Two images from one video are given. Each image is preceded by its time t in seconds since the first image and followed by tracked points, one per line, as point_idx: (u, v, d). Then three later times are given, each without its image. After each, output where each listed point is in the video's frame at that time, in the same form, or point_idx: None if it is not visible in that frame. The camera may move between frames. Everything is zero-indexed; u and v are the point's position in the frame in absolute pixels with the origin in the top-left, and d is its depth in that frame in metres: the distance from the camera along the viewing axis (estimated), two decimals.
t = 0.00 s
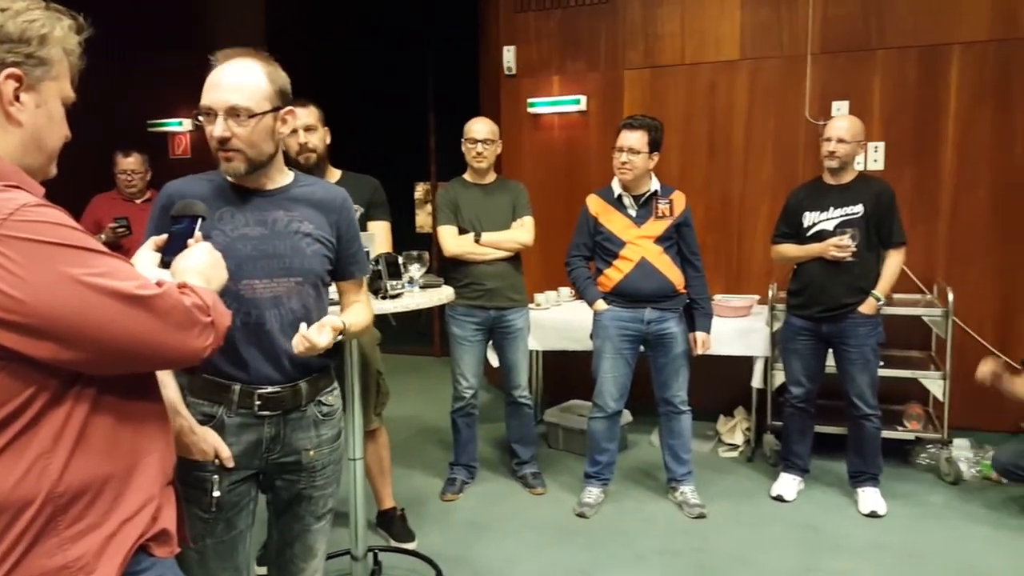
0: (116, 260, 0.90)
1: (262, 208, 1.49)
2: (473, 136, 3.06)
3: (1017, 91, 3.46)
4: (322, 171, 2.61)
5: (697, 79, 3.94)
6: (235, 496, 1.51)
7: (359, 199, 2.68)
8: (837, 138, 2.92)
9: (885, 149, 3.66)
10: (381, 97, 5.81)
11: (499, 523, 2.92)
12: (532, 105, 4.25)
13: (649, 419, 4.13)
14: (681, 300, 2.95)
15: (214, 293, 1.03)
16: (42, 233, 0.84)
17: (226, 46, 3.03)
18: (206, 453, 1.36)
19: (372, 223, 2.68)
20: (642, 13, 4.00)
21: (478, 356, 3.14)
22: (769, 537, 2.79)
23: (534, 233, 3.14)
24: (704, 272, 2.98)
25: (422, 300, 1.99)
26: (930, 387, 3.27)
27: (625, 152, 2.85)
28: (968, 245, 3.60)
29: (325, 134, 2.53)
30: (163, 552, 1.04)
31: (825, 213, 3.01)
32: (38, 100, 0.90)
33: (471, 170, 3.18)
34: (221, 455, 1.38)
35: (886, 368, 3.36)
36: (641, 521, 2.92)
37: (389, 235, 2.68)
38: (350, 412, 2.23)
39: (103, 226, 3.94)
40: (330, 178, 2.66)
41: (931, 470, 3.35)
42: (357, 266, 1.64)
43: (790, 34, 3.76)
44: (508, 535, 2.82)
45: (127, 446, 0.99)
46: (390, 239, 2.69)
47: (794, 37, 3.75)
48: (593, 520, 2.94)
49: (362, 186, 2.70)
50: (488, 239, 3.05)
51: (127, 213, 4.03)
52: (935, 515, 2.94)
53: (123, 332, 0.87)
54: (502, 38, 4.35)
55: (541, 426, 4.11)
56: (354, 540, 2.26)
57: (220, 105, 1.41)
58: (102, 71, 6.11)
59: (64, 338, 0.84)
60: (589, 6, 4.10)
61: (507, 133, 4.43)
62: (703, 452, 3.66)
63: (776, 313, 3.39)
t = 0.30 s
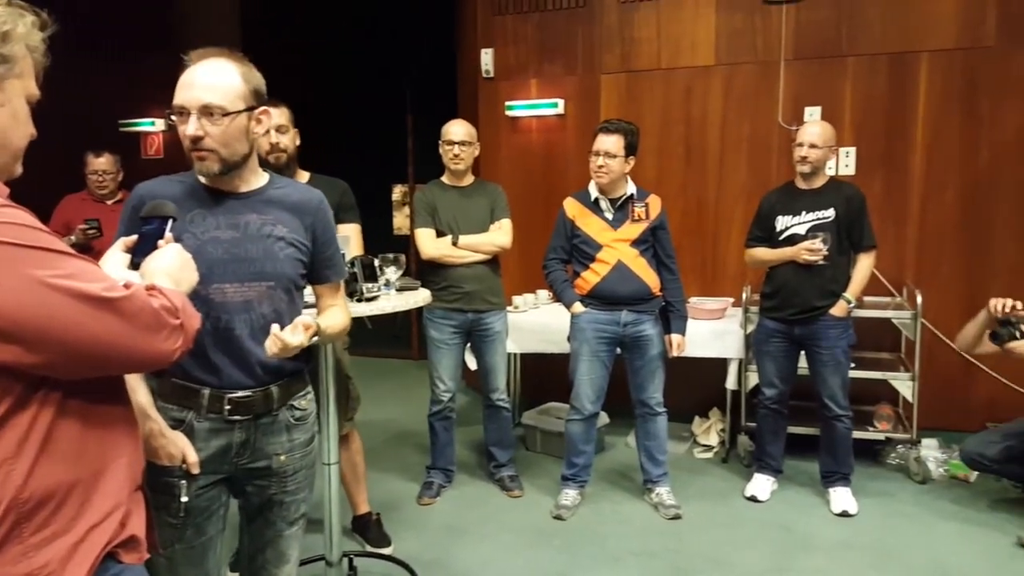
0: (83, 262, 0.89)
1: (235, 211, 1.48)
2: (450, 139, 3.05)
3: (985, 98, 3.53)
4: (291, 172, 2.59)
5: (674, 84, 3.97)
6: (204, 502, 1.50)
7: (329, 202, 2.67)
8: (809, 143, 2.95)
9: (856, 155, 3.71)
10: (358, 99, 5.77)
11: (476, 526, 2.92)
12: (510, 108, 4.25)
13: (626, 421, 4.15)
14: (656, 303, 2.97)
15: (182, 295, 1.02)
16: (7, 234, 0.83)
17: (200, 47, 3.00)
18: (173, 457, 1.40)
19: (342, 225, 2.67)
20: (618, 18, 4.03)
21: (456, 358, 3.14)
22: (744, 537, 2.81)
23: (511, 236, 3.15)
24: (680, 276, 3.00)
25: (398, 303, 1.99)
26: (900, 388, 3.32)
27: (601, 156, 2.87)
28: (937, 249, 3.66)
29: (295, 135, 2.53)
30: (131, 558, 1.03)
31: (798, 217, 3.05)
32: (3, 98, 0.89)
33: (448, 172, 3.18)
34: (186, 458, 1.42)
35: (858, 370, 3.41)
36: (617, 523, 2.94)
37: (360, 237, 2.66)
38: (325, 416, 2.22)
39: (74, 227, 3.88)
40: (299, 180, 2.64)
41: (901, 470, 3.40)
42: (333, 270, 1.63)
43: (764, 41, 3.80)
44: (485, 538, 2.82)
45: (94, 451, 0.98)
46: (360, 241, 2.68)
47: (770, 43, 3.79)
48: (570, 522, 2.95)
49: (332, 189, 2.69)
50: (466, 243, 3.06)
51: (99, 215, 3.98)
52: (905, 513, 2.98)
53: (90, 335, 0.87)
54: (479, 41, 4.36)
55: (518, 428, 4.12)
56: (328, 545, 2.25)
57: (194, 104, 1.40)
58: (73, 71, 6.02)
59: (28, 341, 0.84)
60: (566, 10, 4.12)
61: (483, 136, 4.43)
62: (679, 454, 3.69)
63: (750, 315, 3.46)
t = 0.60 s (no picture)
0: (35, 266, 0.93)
1: (189, 213, 1.46)
2: (417, 141, 3.03)
3: (941, 105, 3.62)
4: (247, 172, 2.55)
5: (640, 88, 4.00)
6: (156, 509, 1.48)
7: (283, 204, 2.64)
8: (770, 149, 3.00)
9: (817, 160, 3.79)
10: (324, 99, 5.71)
11: (441, 529, 2.91)
12: (477, 110, 4.24)
13: (592, 423, 4.18)
14: (621, 305, 2.99)
15: (135, 296, 1.05)
16: None
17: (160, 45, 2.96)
18: (124, 464, 1.36)
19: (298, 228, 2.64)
20: (585, 21, 4.06)
21: (422, 362, 3.13)
22: (706, 536, 2.85)
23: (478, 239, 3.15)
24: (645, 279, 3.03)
25: (361, 306, 1.98)
26: (858, 388, 3.39)
27: (568, 159, 2.88)
28: (895, 252, 3.74)
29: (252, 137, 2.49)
30: (82, 567, 1.04)
31: (759, 221, 3.10)
32: None
33: (415, 174, 3.17)
34: (137, 466, 1.38)
35: (818, 371, 3.48)
36: (582, 524, 2.95)
37: (316, 239, 2.62)
38: (288, 421, 2.20)
39: (28, 229, 3.79)
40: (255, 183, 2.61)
41: (859, 468, 3.47)
42: (293, 273, 1.60)
43: (728, 46, 3.86)
44: (451, 541, 2.81)
45: (43, 458, 0.99)
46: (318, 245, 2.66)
47: (734, 50, 3.85)
48: (535, 523, 2.96)
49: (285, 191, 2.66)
50: (432, 245, 3.05)
51: (55, 216, 3.89)
52: (862, 510, 3.05)
53: (38, 337, 0.90)
54: (447, 42, 4.35)
55: (485, 431, 4.11)
56: (290, 551, 2.23)
57: (149, 100, 1.38)
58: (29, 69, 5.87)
59: None
60: (534, 13, 4.14)
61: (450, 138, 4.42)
62: (644, 455, 3.72)
63: (713, 318, 3.54)
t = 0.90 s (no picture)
0: None
1: (142, 213, 1.43)
2: (383, 139, 3.00)
3: (898, 107, 3.69)
4: (213, 171, 2.50)
5: (606, 89, 4.03)
6: (115, 515, 1.46)
7: (250, 203, 2.59)
8: (734, 150, 3.04)
9: (779, 161, 3.85)
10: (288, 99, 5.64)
11: (409, 532, 2.89)
12: (444, 110, 4.23)
13: (560, 423, 4.19)
14: (588, 305, 3.01)
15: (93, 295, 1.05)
16: None
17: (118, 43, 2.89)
18: (81, 471, 1.35)
19: (264, 227, 2.60)
20: (551, 22, 4.07)
21: (389, 363, 3.11)
22: (674, 534, 2.87)
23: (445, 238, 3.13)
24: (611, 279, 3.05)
25: (325, 308, 1.96)
26: (821, 386, 3.45)
27: (534, 159, 2.88)
28: (855, 251, 3.82)
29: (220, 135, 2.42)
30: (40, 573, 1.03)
31: (723, 222, 3.14)
32: None
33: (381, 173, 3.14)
34: (95, 472, 1.39)
35: (782, 369, 3.54)
36: (550, 523, 2.96)
37: (283, 239, 2.61)
38: (252, 423, 2.17)
39: None
40: (223, 180, 2.56)
41: (822, 464, 3.53)
42: (249, 274, 1.59)
43: (692, 48, 3.90)
44: (420, 543, 2.80)
45: None
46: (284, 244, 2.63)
47: (697, 53, 3.89)
48: (504, 524, 2.96)
49: (254, 189, 2.61)
50: (399, 243, 3.02)
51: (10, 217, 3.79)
52: (825, 506, 3.10)
53: None
54: (413, 41, 4.33)
55: (453, 432, 4.10)
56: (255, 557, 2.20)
57: (102, 96, 1.35)
58: None
59: None
60: (499, 13, 4.14)
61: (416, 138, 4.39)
62: (612, 453, 3.75)
63: (680, 317, 3.60)
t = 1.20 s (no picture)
0: None
1: (104, 213, 1.41)
2: (357, 140, 2.98)
3: (866, 110, 3.75)
4: (200, 171, 2.47)
5: (579, 90, 4.04)
6: (81, 521, 1.44)
7: (235, 204, 2.54)
8: (706, 152, 3.07)
9: (750, 163, 3.90)
10: (259, 98, 5.55)
11: (384, 534, 2.88)
12: (418, 110, 4.21)
13: (535, 423, 4.20)
14: (562, 305, 3.02)
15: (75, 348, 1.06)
16: None
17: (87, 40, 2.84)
18: (45, 477, 1.31)
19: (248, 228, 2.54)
20: (525, 23, 4.08)
21: (363, 363, 3.09)
22: (647, 533, 2.89)
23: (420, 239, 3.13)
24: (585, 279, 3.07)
25: (297, 308, 1.94)
26: (792, 385, 3.50)
27: (508, 160, 2.88)
28: (825, 252, 3.88)
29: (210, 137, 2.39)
30: None
31: (696, 223, 3.17)
32: None
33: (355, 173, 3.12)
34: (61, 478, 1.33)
35: (753, 368, 3.58)
36: (525, 523, 2.96)
37: (266, 240, 2.56)
38: (222, 426, 2.15)
39: None
40: (210, 180, 2.51)
41: (793, 462, 3.57)
42: (213, 275, 1.56)
43: (665, 50, 3.93)
44: (394, 545, 2.79)
45: None
46: (268, 246, 2.58)
47: (670, 54, 3.92)
48: (478, 525, 2.96)
49: (243, 189, 2.56)
50: (373, 246, 3.02)
51: None
52: (796, 503, 3.14)
53: None
54: (386, 41, 4.30)
55: (428, 433, 4.09)
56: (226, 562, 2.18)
57: (70, 94, 1.33)
58: None
59: None
60: (473, 13, 4.13)
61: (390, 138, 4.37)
62: (586, 453, 3.76)
63: (653, 319, 3.59)
